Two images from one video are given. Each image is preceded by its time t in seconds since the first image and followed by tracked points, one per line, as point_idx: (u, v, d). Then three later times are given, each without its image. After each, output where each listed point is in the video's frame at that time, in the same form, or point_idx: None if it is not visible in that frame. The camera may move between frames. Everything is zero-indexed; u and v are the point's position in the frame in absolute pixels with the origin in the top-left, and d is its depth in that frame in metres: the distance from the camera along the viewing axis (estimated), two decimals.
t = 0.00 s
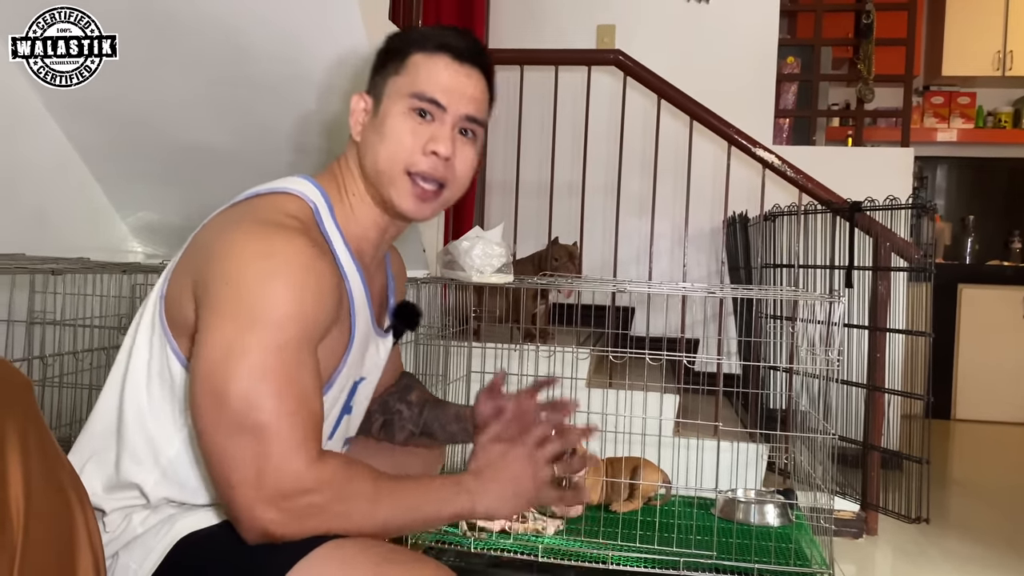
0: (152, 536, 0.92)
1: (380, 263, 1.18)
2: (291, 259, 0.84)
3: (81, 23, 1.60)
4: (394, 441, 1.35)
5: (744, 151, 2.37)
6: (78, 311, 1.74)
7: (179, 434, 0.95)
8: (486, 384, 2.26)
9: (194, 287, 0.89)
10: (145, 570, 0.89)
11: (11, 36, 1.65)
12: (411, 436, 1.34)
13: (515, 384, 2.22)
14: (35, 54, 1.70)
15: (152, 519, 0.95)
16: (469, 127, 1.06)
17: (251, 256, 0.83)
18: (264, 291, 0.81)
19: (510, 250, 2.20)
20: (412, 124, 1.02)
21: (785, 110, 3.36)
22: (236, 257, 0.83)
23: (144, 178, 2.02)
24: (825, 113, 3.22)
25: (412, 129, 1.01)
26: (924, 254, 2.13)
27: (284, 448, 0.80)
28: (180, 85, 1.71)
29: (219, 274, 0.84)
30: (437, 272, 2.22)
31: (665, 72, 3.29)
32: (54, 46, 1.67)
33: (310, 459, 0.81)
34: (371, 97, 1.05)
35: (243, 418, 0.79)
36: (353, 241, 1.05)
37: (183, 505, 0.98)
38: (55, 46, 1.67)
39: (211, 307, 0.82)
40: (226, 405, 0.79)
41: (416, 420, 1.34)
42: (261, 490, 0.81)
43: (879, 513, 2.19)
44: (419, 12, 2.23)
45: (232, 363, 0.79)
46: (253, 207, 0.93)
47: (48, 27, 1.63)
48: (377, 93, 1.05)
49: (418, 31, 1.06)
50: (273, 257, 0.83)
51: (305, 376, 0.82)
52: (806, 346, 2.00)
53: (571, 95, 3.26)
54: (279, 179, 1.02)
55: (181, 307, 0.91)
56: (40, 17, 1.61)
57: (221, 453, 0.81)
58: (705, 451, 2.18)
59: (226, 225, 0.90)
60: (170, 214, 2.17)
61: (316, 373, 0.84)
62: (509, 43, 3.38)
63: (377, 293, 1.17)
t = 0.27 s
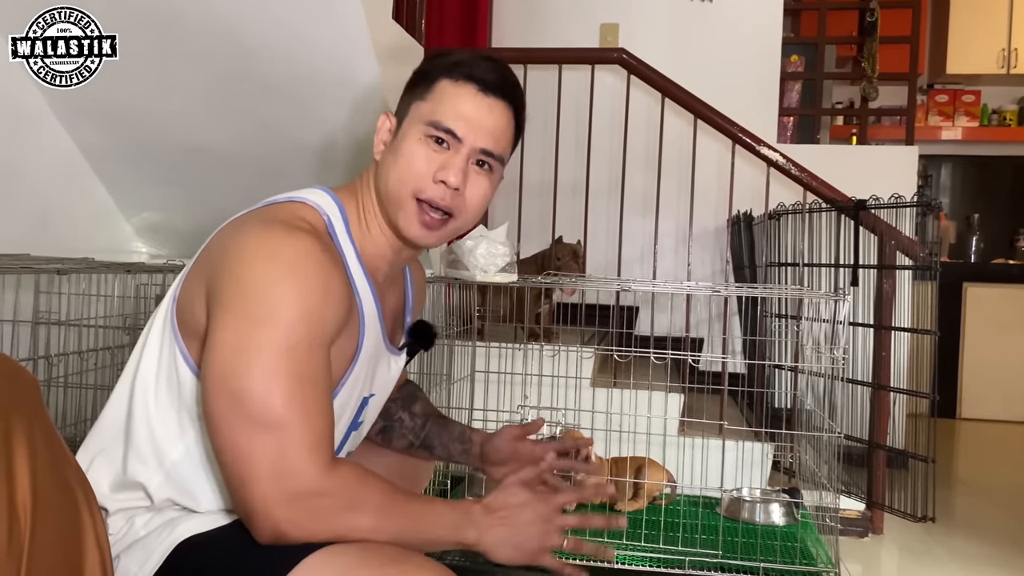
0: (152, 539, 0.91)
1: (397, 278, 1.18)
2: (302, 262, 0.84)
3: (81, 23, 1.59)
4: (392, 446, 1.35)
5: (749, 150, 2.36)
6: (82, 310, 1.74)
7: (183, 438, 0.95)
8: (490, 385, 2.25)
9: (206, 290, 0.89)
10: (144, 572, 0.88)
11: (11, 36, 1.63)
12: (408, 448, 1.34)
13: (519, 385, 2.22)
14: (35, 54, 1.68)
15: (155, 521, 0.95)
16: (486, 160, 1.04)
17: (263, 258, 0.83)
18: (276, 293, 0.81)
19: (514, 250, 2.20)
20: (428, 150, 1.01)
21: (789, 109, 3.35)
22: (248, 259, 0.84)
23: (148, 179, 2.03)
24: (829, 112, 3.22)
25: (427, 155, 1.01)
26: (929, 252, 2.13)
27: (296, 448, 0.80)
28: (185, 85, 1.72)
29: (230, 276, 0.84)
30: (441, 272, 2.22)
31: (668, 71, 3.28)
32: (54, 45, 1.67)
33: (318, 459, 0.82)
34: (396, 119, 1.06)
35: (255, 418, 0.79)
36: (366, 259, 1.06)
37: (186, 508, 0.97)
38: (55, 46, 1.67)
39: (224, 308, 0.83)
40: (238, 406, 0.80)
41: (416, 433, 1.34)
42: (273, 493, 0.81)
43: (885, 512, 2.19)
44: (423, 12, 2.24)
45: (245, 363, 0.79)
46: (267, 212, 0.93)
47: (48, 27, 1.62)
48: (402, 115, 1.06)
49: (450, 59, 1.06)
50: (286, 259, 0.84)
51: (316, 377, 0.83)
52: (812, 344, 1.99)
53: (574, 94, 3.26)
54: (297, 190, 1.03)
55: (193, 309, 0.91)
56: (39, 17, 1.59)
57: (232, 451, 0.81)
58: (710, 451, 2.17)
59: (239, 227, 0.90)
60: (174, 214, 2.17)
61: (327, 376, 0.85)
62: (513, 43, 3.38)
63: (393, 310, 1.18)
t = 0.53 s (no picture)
0: (158, 542, 0.90)
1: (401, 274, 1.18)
2: (307, 259, 0.84)
3: (81, 23, 1.59)
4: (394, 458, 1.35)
5: (750, 149, 2.36)
6: (86, 315, 1.75)
7: (190, 441, 0.96)
8: (494, 387, 2.26)
9: (210, 291, 0.89)
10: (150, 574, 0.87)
11: (11, 36, 1.63)
12: (412, 466, 1.35)
13: (522, 387, 2.22)
14: (34, 54, 1.67)
15: (163, 524, 0.94)
16: (486, 143, 1.05)
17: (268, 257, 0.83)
18: (281, 291, 0.81)
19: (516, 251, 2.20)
20: (429, 140, 1.01)
21: (791, 109, 3.35)
22: (251, 258, 0.84)
23: (151, 182, 2.03)
24: (830, 111, 3.21)
25: (428, 145, 1.01)
26: (932, 252, 2.13)
27: (306, 443, 0.81)
28: (188, 87, 1.72)
29: (235, 276, 0.84)
30: (443, 274, 2.23)
31: (670, 71, 3.28)
32: (54, 45, 1.65)
33: (325, 458, 0.83)
34: (390, 114, 1.06)
35: (264, 416, 0.79)
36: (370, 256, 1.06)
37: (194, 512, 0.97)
38: (55, 46, 1.65)
39: (229, 307, 0.82)
40: (247, 405, 0.80)
41: (422, 454, 1.34)
42: (285, 488, 0.82)
43: (888, 512, 2.18)
44: (424, 15, 2.24)
45: (253, 362, 0.79)
46: (269, 212, 0.93)
47: (48, 27, 1.61)
48: (395, 110, 1.06)
49: (439, 48, 1.06)
50: (291, 257, 0.84)
51: (324, 372, 0.83)
52: (814, 345, 1.99)
53: (576, 95, 3.26)
54: (297, 189, 1.03)
55: (198, 311, 0.91)
56: (39, 17, 1.59)
57: (241, 452, 0.82)
58: (713, 451, 2.17)
59: (242, 227, 0.90)
60: (176, 217, 2.17)
61: (333, 371, 0.85)
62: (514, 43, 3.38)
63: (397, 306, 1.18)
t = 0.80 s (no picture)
0: (160, 546, 0.90)
1: (393, 274, 1.17)
2: (303, 261, 0.84)
3: (81, 23, 1.59)
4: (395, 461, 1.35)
5: (750, 150, 2.36)
6: (86, 320, 1.75)
7: (191, 446, 0.96)
8: (495, 389, 2.26)
9: (206, 297, 0.89)
10: None
11: (11, 36, 1.64)
12: (411, 471, 1.35)
13: (524, 388, 2.23)
14: (35, 54, 1.68)
15: (165, 530, 0.94)
16: (478, 140, 1.06)
17: (264, 261, 0.83)
18: (278, 296, 0.81)
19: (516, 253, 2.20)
20: (424, 140, 1.02)
21: (791, 108, 3.35)
22: (246, 263, 0.84)
23: (151, 185, 2.03)
24: (830, 111, 3.21)
25: (424, 145, 1.01)
26: (932, 252, 2.13)
27: (307, 445, 0.81)
28: (186, 89, 1.71)
29: (231, 281, 0.84)
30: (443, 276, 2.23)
31: (670, 71, 3.28)
32: (54, 45, 1.65)
33: (326, 460, 0.83)
34: (379, 112, 1.05)
35: (265, 420, 0.79)
36: (363, 255, 1.05)
37: (197, 517, 0.97)
38: (55, 46, 1.65)
39: (226, 312, 0.82)
40: (247, 410, 0.80)
41: (421, 458, 1.34)
42: (287, 491, 0.82)
43: (890, 512, 2.19)
44: (423, 17, 2.24)
45: (251, 366, 0.79)
46: (261, 215, 0.93)
47: (48, 27, 1.62)
48: (384, 109, 1.05)
49: (427, 45, 1.06)
50: (287, 260, 0.84)
51: (322, 374, 0.83)
52: (815, 346, 1.99)
53: (576, 96, 3.26)
54: (288, 192, 1.03)
55: (195, 316, 0.91)
56: (39, 17, 1.60)
57: (241, 456, 0.81)
58: (714, 452, 2.18)
59: (236, 232, 0.90)
60: (177, 220, 2.17)
61: (331, 372, 0.86)
62: (514, 44, 3.38)
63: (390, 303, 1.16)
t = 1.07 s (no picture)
0: (160, 548, 0.90)
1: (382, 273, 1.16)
2: (296, 264, 0.84)
3: (81, 23, 1.59)
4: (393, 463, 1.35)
5: (750, 148, 2.36)
6: (86, 321, 1.75)
7: (187, 450, 0.96)
8: (496, 390, 2.26)
9: (199, 301, 0.88)
10: None
11: (12, 36, 1.64)
12: (407, 473, 1.34)
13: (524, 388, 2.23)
14: (35, 54, 1.68)
15: (163, 533, 0.94)
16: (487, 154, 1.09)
17: (257, 265, 0.83)
18: (272, 299, 0.81)
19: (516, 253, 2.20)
20: (445, 155, 1.02)
21: (791, 106, 3.35)
22: (240, 268, 0.83)
23: (150, 186, 2.03)
24: (831, 109, 3.21)
25: (445, 160, 1.02)
26: (933, 249, 2.13)
27: (306, 448, 0.81)
28: (184, 91, 1.71)
29: (225, 286, 0.83)
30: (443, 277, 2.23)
31: (670, 69, 3.28)
32: (55, 45, 1.65)
33: (325, 462, 0.83)
34: (392, 121, 1.02)
35: (262, 424, 0.79)
36: (356, 257, 1.05)
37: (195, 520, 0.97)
38: (55, 46, 1.65)
39: (221, 317, 0.82)
40: (244, 414, 0.79)
41: (417, 460, 1.33)
42: (287, 493, 0.81)
43: (893, 511, 2.18)
44: (422, 18, 2.24)
45: (248, 370, 0.79)
46: (252, 219, 0.92)
47: (48, 27, 1.62)
48: (396, 117, 1.03)
49: (439, 55, 1.05)
50: (280, 263, 0.83)
51: (319, 375, 0.83)
52: (816, 344, 1.99)
53: (576, 95, 3.26)
54: (277, 194, 1.02)
55: (188, 321, 0.90)
56: (39, 17, 1.60)
57: (240, 460, 0.81)
58: (716, 451, 2.18)
59: (227, 236, 0.90)
60: (176, 222, 2.17)
61: (328, 374, 0.85)
62: (514, 43, 3.37)
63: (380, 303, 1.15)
